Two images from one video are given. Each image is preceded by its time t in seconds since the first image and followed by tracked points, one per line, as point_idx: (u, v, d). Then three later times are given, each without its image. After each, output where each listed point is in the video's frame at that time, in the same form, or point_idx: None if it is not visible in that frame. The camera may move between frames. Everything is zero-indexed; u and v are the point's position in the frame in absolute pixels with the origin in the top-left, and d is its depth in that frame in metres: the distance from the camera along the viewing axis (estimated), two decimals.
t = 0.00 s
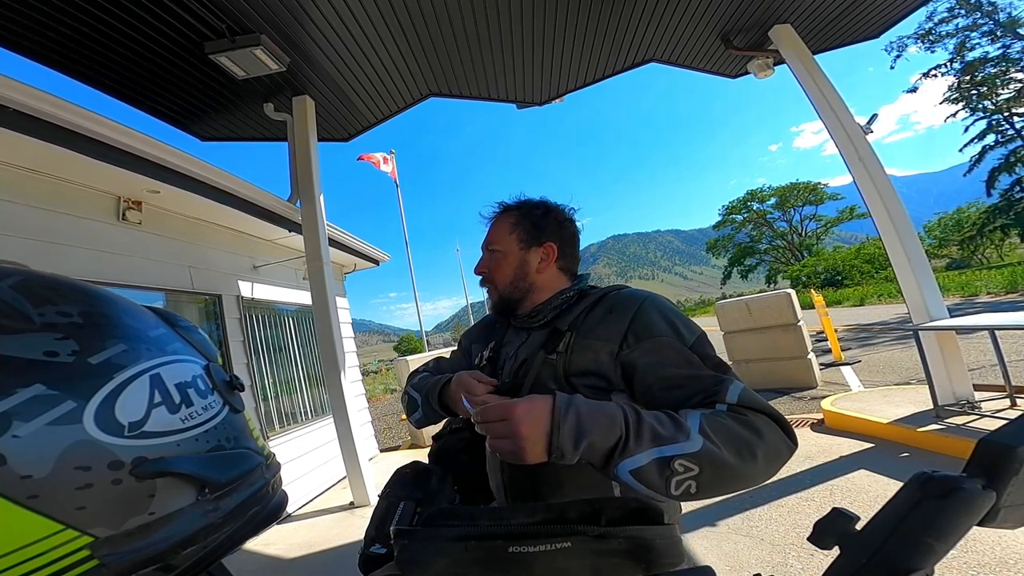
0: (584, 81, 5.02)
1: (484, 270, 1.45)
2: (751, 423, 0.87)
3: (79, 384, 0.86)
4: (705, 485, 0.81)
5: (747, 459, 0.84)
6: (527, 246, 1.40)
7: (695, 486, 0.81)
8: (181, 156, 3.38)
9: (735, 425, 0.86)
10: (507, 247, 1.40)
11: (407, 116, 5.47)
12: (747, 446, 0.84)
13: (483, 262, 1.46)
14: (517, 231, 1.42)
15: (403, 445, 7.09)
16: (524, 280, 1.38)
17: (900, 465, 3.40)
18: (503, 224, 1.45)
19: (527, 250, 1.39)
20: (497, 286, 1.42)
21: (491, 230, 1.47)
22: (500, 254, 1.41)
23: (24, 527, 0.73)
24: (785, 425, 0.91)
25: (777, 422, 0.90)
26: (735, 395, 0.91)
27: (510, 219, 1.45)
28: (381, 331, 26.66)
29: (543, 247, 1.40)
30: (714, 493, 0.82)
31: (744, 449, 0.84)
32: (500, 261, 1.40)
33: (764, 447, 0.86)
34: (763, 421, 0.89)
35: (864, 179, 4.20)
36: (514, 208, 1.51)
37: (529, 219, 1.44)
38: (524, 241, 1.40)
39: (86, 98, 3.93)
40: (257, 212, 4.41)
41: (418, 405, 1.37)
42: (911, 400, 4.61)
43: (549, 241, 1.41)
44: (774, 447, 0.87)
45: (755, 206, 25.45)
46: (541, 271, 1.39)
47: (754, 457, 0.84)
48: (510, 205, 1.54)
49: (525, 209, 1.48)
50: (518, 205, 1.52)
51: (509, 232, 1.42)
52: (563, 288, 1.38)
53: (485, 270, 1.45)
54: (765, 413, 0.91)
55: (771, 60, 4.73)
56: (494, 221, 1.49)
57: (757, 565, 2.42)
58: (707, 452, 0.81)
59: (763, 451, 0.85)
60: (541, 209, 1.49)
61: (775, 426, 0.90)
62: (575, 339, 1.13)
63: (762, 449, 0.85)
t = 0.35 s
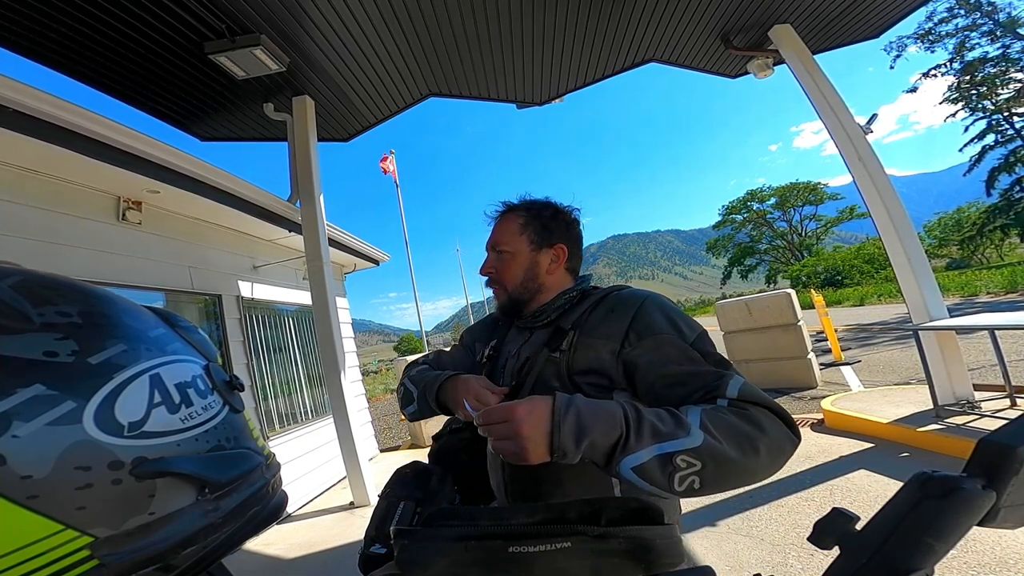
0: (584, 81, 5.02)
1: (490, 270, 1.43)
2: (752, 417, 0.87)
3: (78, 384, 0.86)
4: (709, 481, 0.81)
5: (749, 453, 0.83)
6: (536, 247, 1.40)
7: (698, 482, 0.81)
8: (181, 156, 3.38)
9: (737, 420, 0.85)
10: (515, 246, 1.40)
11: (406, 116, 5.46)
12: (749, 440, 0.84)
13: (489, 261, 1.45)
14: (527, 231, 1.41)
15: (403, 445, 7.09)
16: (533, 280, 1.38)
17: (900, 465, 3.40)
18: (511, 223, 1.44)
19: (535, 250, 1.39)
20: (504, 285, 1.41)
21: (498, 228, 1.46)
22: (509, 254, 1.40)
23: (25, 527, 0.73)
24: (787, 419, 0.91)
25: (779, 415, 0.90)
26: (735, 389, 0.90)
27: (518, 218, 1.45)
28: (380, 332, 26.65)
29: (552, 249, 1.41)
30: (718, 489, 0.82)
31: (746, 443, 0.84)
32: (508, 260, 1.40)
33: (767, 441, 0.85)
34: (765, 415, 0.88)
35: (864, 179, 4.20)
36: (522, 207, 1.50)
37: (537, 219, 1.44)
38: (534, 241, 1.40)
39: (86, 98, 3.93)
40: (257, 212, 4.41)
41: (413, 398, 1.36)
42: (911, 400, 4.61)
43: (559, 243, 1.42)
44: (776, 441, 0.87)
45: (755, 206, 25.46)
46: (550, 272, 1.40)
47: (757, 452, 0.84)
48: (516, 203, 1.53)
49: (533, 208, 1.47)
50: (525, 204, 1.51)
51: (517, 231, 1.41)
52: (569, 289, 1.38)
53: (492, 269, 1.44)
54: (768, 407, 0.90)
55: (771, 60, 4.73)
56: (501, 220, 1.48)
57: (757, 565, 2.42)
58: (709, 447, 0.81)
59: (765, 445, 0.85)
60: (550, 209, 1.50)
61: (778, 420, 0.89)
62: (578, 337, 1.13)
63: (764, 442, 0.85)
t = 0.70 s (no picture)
0: (584, 81, 5.02)
1: (499, 269, 1.42)
2: (764, 405, 0.87)
3: (78, 384, 0.86)
4: (730, 470, 0.81)
5: (766, 441, 0.84)
6: (546, 247, 1.41)
7: (721, 472, 0.81)
8: (181, 157, 3.38)
9: (750, 409, 0.85)
10: (524, 244, 1.40)
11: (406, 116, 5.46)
12: (764, 427, 0.84)
13: (496, 260, 1.44)
14: (538, 231, 1.42)
15: (403, 445, 7.10)
16: (543, 280, 1.39)
17: (900, 465, 3.40)
18: (520, 222, 1.44)
19: (546, 251, 1.41)
20: (513, 285, 1.41)
21: (507, 226, 1.45)
22: (519, 253, 1.40)
23: (24, 528, 0.73)
24: (796, 403, 0.92)
25: (788, 401, 0.90)
26: (743, 378, 0.90)
27: (527, 218, 1.45)
28: (380, 332, 26.65)
29: (561, 250, 1.43)
30: (740, 479, 0.82)
31: (761, 431, 0.84)
32: (518, 259, 1.40)
33: (780, 427, 0.86)
34: (776, 401, 0.89)
35: (864, 179, 4.20)
36: (529, 206, 1.50)
37: (546, 220, 1.45)
38: (544, 242, 1.41)
39: (86, 98, 3.93)
40: (258, 211, 4.41)
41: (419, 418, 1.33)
42: (911, 400, 4.61)
43: (568, 244, 1.45)
44: (789, 427, 0.87)
45: (755, 206, 25.48)
46: (559, 273, 1.42)
47: (773, 438, 0.84)
48: (521, 203, 1.53)
49: (541, 209, 1.48)
50: (532, 204, 1.51)
51: (527, 231, 1.42)
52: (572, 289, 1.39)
53: (500, 269, 1.43)
54: (777, 394, 0.91)
55: (771, 60, 4.73)
56: (508, 219, 1.47)
57: (757, 565, 2.42)
58: (727, 436, 0.81)
59: (780, 431, 0.85)
60: (558, 210, 1.51)
61: (788, 405, 0.90)
62: (582, 333, 1.13)
63: (779, 428, 0.85)
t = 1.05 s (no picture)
0: (584, 81, 5.02)
1: (505, 269, 1.42)
2: (756, 421, 0.87)
3: (78, 384, 0.86)
4: (714, 484, 0.82)
5: (754, 458, 0.84)
6: (552, 246, 1.41)
7: (704, 486, 0.81)
8: (181, 157, 3.39)
9: (741, 424, 0.86)
10: (530, 243, 1.40)
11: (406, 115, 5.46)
12: (753, 443, 0.85)
13: (502, 259, 1.43)
14: (544, 230, 1.42)
15: (403, 445, 7.10)
16: (550, 279, 1.40)
17: (900, 465, 3.40)
18: (525, 221, 1.44)
19: (551, 250, 1.41)
20: (519, 285, 1.40)
21: (512, 224, 1.45)
22: (525, 252, 1.40)
23: (25, 527, 0.73)
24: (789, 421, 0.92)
25: (781, 419, 0.91)
26: (738, 393, 0.91)
27: (533, 217, 1.45)
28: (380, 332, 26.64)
29: (566, 248, 1.44)
30: (723, 492, 0.82)
31: (749, 446, 0.84)
32: (524, 259, 1.39)
33: (770, 445, 0.86)
34: (769, 419, 0.89)
35: (864, 179, 4.20)
36: (534, 205, 1.50)
37: (551, 219, 1.46)
38: (550, 240, 1.42)
39: (87, 98, 3.93)
40: (258, 212, 4.41)
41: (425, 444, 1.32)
42: (911, 400, 4.61)
43: (573, 243, 1.46)
44: (778, 444, 0.88)
45: (755, 206, 25.48)
46: (565, 271, 1.43)
47: (761, 455, 0.85)
48: (526, 202, 1.53)
49: (547, 209, 1.48)
50: (536, 203, 1.51)
51: (533, 230, 1.42)
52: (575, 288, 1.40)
53: (505, 268, 1.42)
54: (770, 410, 0.91)
55: (771, 60, 4.74)
56: (512, 218, 1.47)
57: (757, 565, 2.43)
58: (715, 451, 0.81)
59: (769, 449, 0.86)
60: (563, 210, 1.52)
61: (781, 423, 0.90)
62: (584, 335, 1.13)
63: (768, 445, 0.86)
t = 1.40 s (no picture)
0: (584, 81, 5.02)
1: (501, 265, 1.41)
2: (743, 440, 0.89)
3: (78, 384, 0.85)
4: (697, 501, 0.84)
5: (738, 476, 0.87)
6: (550, 244, 1.42)
7: (688, 503, 0.84)
8: (181, 157, 3.38)
9: (728, 442, 0.88)
10: (529, 241, 1.40)
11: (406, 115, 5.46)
12: (738, 461, 0.87)
13: (499, 255, 1.43)
14: (542, 228, 1.42)
15: (403, 446, 7.10)
16: (547, 277, 1.39)
17: (900, 465, 3.40)
18: (524, 218, 1.44)
19: (549, 248, 1.41)
20: (515, 283, 1.39)
21: (511, 221, 1.45)
22: (523, 250, 1.39)
23: (24, 527, 0.73)
24: (774, 438, 0.94)
25: (767, 437, 0.93)
26: (731, 411, 0.92)
27: (532, 214, 1.45)
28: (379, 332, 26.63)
29: (564, 248, 1.44)
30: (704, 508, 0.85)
31: (734, 465, 0.87)
32: (522, 257, 1.39)
33: (754, 463, 0.89)
34: (755, 437, 0.91)
35: (864, 179, 4.20)
36: (533, 204, 1.50)
37: (550, 218, 1.46)
38: (548, 239, 1.42)
39: (87, 98, 3.93)
40: (257, 211, 4.41)
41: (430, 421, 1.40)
42: (911, 400, 4.61)
43: (571, 242, 1.46)
44: (762, 461, 0.90)
45: (755, 206, 25.49)
46: (562, 270, 1.43)
47: (744, 473, 0.87)
48: (525, 200, 1.53)
49: (546, 208, 1.48)
50: (535, 202, 1.51)
51: (532, 227, 1.42)
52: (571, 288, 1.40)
53: (501, 265, 1.42)
54: (757, 428, 0.93)
55: (771, 60, 4.73)
56: (511, 215, 1.47)
57: (757, 565, 2.42)
58: (701, 472, 0.83)
59: (753, 466, 0.88)
60: (561, 210, 1.51)
61: (766, 441, 0.93)
62: (581, 338, 1.12)
63: (752, 464, 0.88)
